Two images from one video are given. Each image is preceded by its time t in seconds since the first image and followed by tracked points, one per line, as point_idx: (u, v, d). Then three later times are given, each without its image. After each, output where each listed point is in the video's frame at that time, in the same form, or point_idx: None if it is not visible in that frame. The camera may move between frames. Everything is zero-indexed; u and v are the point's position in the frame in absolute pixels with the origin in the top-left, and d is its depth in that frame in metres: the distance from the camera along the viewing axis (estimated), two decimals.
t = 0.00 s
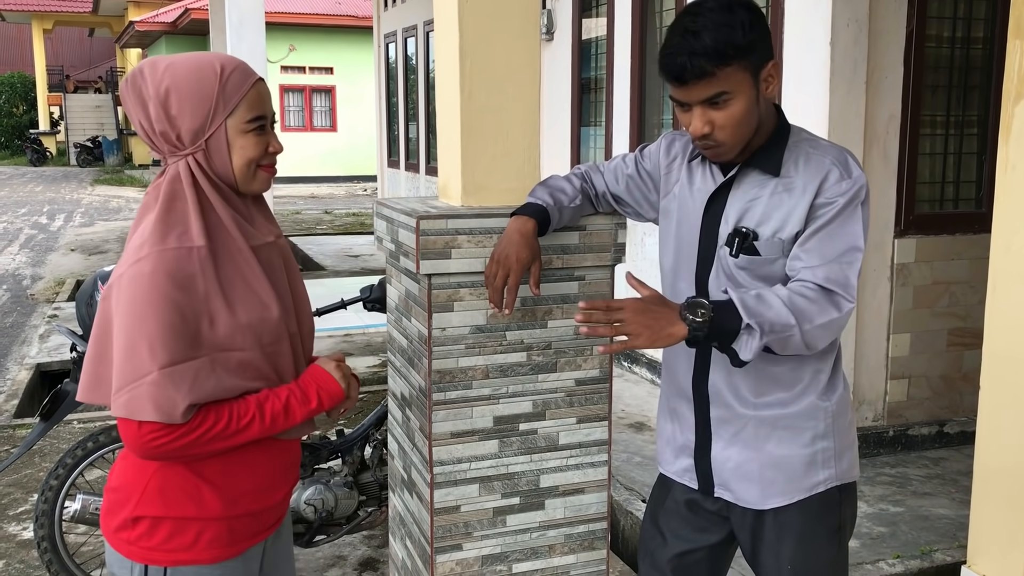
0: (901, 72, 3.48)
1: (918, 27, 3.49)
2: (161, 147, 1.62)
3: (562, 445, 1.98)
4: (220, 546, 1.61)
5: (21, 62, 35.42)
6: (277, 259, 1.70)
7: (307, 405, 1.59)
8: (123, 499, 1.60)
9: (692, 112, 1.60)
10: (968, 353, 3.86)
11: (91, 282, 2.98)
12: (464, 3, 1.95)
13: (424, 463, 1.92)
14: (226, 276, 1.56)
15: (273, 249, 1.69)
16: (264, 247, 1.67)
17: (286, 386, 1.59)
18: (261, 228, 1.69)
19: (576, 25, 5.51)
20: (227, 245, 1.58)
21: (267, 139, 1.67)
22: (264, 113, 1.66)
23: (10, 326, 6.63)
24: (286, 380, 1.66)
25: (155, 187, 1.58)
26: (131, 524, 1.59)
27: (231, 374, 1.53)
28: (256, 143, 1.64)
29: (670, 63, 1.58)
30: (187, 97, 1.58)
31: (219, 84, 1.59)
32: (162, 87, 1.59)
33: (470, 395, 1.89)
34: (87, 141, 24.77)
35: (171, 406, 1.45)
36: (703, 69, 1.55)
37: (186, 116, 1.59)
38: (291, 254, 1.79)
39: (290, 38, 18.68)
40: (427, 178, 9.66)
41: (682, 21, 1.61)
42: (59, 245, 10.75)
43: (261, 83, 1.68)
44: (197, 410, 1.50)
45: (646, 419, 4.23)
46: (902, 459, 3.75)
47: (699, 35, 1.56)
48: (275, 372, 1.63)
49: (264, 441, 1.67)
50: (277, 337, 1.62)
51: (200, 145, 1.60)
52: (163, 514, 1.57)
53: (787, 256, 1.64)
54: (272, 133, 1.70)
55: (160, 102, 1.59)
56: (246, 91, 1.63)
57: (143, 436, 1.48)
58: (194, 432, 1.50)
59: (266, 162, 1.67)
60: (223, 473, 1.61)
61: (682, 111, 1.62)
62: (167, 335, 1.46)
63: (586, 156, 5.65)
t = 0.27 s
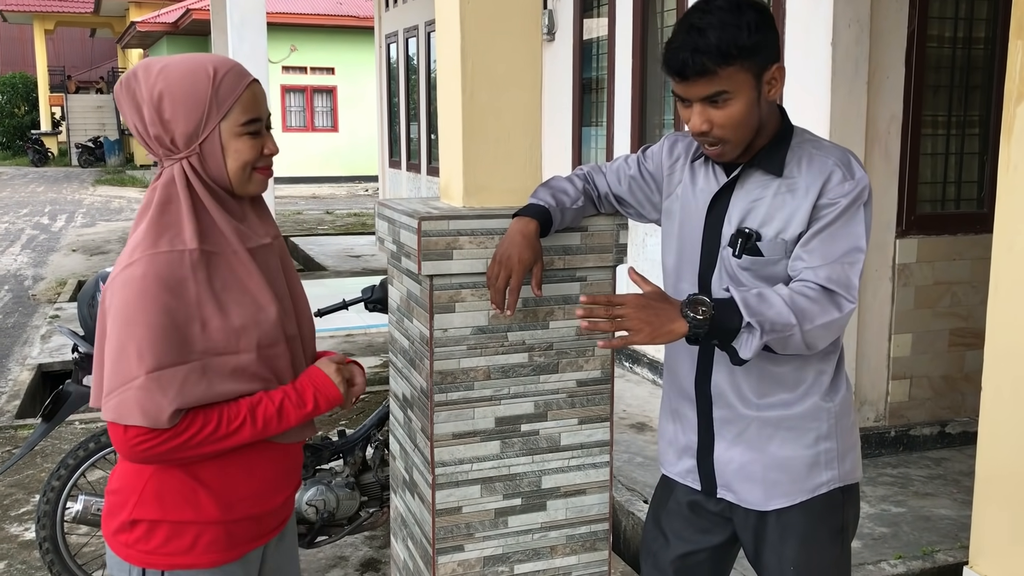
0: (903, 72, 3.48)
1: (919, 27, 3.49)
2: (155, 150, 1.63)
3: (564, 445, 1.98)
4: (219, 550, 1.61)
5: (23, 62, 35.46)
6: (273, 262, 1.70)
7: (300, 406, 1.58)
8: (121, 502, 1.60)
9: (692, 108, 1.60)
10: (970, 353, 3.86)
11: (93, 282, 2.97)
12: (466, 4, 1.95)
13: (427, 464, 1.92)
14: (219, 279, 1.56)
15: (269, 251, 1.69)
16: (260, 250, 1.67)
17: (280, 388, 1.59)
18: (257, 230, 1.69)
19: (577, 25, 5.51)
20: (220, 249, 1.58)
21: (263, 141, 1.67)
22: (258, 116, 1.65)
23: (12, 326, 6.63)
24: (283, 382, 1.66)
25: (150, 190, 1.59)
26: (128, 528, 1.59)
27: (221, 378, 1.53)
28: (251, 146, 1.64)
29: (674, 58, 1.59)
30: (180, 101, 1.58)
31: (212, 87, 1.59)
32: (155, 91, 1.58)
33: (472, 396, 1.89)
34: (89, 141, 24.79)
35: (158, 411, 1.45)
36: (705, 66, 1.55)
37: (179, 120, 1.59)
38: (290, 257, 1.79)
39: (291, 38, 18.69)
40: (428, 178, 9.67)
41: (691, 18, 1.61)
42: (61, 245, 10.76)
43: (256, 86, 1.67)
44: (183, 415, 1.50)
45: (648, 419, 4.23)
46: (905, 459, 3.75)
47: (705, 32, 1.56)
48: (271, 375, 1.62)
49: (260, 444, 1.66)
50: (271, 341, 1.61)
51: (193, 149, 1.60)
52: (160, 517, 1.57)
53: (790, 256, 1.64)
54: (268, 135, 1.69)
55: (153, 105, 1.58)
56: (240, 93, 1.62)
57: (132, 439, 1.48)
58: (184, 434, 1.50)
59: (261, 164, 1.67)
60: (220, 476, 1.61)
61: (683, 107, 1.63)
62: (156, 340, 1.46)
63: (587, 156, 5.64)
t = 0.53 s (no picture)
0: (904, 74, 3.48)
1: (920, 29, 3.49)
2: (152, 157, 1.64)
3: (565, 448, 1.98)
4: (203, 555, 1.60)
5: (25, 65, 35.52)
6: (267, 271, 1.67)
7: (270, 411, 1.55)
8: (111, 501, 1.62)
9: (689, 122, 1.61)
10: (972, 355, 3.85)
11: (95, 285, 2.97)
12: (467, 7, 1.95)
13: (428, 467, 1.92)
14: (197, 285, 1.55)
15: (262, 261, 1.67)
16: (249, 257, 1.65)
17: (252, 392, 1.56)
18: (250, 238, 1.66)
19: (578, 27, 5.51)
20: (201, 255, 1.57)
21: (251, 158, 1.62)
22: (251, 132, 1.62)
23: (14, 329, 6.64)
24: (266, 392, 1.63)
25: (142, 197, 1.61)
26: (116, 527, 1.60)
27: (190, 383, 1.52)
28: (235, 162, 1.59)
29: (672, 75, 1.59)
30: (168, 110, 1.58)
31: (196, 102, 1.57)
32: (149, 101, 1.59)
33: (473, 398, 1.89)
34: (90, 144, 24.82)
35: (113, 413, 1.44)
36: (702, 87, 1.55)
37: (166, 132, 1.59)
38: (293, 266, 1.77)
39: (292, 40, 18.70)
40: (430, 180, 9.67)
41: (692, 32, 1.60)
42: (62, 248, 10.77)
43: (251, 99, 1.64)
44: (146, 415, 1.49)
45: (649, 422, 4.23)
46: (906, 461, 3.74)
47: (703, 52, 1.56)
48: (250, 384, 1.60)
49: (248, 448, 1.65)
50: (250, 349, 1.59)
51: (178, 162, 1.58)
52: (145, 517, 1.58)
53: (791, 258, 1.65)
54: (260, 150, 1.65)
55: (146, 116, 1.60)
56: (227, 110, 1.59)
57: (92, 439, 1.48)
58: (146, 434, 1.49)
59: (248, 181, 1.63)
60: (205, 480, 1.60)
61: (681, 119, 1.63)
62: (122, 342, 1.46)
63: (588, 157, 5.64)
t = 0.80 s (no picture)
0: (905, 77, 3.48)
1: (922, 31, 3.49)
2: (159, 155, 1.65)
3: (567, 450, 1.98)
4: (188, 557, 1.60)
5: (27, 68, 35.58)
6: (262, 279, 1.66)
7: (246, 416, 1.55)
8: (105, 498, 1.64)
9: (685, 134, 1.62)
10: (974, 357, 3.85)
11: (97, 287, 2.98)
12: (468, 10, 1.95)
13: (429, 469, 1.92)
14: (183, 291, 1.55)
15: (258, 267, 1.65)
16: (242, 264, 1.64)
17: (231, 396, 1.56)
18: (245, 245, 1.65)
19: (580, 29, 5.52)
20: (191, 260, 1.57)
21: (258, 155, 1.63)
22: (255, 131, 1.62)
23: (16, 331, 6.64)
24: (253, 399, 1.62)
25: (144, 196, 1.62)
26: (108, 523, 1.62)
27: (171, 391, 1.52)
28: (242, 159, 1.60)
29: (673, 91, 1.59)
30: (175, 109, 1.58)
31: (207, 97, 1.58)
32: (158, 98, 1.60)
33: (475, 401, 1.89)
34: (92, 146, 24.85)
35: (90, 417, 1.46)
36: (700, 106, 1.56)
37: (173, 127, 1.59)
38: (295, 271, 1.75)
39: (294, 43, 18.72)
40: (431, 183, 9.68)
41: (697, 50, 1.59)
42: (64, 250, 10.77)
43: (260, 99, 1.63)
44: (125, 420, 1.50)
45: (651, 424, 4.22)
46: (909, 464, 3.74)
47: (705, 74, 1.55)
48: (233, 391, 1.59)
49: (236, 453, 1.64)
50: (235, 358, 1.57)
51: (185, 156, 1.59)
52: (131, 515, 1.59)
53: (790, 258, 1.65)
54: (268, 150, 1.65)
55: (155, 112, 1.60)
56: (236, 106, 1.60)
57: (78, 439, 1.51)
58: (124, 437, 1.50)
59: (254, 178, 1.62)
60: (191, 482, 1.60)
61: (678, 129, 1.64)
62: (104, 347, 1.47)
63: (590, 160, 5.65)
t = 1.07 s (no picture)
0: (908, 77, 3.48)
1: (925, 32, 3.49)
2: (166, 153, 1.65)
3: (570, 452, 1.97)
4: (192, 559, 1.59)
5: (29, 70, 35.67)
6: (268, 278, 1.67)
7: (255, 424, 1.53)
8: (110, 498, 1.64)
9: (699, 95, 1.61)
10: (977, 358, 3.84)
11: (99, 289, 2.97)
12: (471, 10, 1.94)
13: (432, 471, 1.92)
14: (189, 292, 1.55)
15: (265, 265, 1.66)
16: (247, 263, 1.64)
17: (238, 403, 1.54)
18: (251, 244, 1.66)
19: (582, 30, 5.52)
20: (198, 260, 1.57)
21: (270, 149, 1.65)
22: (266, 123, 1.64)
23: (18, 333, 6.64)
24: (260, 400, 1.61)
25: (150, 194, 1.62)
26: (113, 524, 1.62)
27: (178, 394, 1.51)
28: (255, 151, 1.62)
29: (695, 44, 1.59)
30: (188, 103, 1.60)
31: (221, 91, 1.60)
32: (169, 92, 1.61)
33: (478, 402, 1.89)
34: (94, 148, 24.87)
35: (97, 422, 1.45)
36: (719, 58, 1.56)
37: (185, 122, 1.60)
38: (301, 272, 1.76)
39: (296, 44, 18.72)
40: (433, 184, 9.68)
41: (720, 8, 1.60)
42: (66, 252, 10.77)
43: (270, 93, 1.67)
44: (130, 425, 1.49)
45: (654, 425, 4.22)
46: (911, 465, 3.73)
47: (729, 27, 1.56)
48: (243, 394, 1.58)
49: (241, 456, 1.63)
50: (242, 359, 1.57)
51: (198, 149, 1.61)
52: (137, 517, 1.59)
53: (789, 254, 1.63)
54: (280, 145, 1.68)
55: (165, 106, 1.61)
56: (249, 99, 1.62)
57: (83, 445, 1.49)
58: (131, 443, 1.49)
59: (266, 171, 1.64)
60: (195, 485, 1.59)
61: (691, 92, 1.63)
62: (111, 349, 1.47)
63: (592, 161, 5.64)
